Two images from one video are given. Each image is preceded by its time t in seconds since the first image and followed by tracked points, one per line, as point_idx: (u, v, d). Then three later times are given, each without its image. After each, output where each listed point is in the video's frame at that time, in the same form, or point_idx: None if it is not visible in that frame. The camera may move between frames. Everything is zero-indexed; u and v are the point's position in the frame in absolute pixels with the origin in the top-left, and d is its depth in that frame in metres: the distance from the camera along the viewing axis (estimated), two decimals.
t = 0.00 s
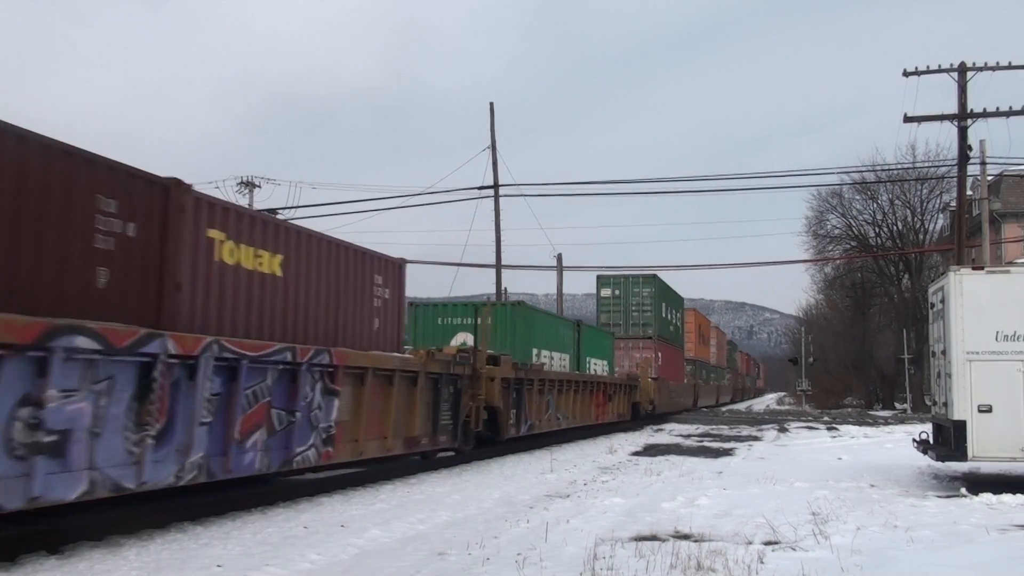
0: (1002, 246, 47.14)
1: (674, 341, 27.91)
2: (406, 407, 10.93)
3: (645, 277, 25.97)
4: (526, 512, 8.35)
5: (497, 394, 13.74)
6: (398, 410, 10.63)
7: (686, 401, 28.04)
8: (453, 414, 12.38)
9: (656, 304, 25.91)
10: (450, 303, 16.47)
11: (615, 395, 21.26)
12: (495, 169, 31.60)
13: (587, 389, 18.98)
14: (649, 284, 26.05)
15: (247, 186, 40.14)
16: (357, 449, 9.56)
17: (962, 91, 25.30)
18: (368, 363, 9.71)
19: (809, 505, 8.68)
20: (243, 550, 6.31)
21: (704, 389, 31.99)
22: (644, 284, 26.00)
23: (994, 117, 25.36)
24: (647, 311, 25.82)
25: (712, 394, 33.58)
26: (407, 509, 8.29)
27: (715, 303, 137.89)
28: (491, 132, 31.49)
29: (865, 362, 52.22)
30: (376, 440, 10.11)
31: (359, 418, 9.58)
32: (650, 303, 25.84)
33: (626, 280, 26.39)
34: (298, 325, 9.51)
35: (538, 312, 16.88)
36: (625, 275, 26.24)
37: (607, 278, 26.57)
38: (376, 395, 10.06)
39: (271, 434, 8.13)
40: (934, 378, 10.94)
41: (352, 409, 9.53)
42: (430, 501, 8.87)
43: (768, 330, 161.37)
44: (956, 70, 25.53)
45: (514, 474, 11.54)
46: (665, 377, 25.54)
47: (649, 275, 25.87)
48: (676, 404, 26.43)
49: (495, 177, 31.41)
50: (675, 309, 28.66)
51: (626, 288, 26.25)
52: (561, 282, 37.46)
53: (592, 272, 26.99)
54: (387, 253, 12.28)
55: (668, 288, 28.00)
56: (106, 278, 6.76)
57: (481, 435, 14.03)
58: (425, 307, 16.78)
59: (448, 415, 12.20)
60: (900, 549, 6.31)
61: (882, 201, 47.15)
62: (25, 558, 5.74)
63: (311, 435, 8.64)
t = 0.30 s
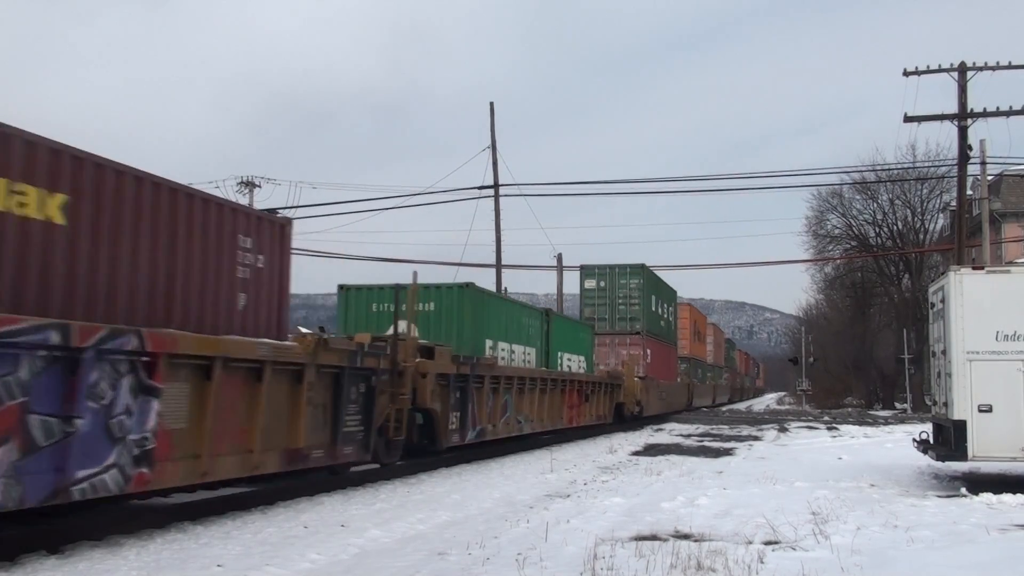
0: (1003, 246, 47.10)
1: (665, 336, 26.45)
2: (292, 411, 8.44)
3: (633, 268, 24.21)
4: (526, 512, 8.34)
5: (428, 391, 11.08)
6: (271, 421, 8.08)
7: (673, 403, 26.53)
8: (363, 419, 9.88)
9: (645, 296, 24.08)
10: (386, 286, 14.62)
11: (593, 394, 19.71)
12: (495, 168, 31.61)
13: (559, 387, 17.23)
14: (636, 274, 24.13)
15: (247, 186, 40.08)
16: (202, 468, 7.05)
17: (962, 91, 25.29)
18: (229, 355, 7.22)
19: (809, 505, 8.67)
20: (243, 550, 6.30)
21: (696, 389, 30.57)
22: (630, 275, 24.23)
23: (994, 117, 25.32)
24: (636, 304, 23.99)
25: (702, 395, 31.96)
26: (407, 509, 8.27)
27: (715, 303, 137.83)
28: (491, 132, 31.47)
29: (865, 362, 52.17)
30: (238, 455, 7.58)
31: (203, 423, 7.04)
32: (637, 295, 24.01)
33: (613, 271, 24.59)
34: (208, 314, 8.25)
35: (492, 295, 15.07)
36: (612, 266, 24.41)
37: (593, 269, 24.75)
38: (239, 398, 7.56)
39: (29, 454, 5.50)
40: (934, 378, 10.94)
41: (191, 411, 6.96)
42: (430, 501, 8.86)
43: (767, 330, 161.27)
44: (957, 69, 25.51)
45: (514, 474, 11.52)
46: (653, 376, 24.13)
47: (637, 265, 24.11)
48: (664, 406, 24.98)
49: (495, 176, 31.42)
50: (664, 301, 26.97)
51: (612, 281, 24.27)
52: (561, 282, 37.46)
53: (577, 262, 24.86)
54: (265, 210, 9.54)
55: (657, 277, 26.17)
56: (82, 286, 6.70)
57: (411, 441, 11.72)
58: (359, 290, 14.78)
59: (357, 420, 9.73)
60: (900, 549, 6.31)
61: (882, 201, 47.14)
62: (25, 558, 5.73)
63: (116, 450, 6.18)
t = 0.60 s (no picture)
0: (1003, 246, 47.08)
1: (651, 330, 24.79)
2: (178, 411, 6.96)
3: (618, 256, 22.50)
4: (526, 512, 8.34)
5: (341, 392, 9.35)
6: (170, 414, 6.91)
7: (663, 402, 25.53)
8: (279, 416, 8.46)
9: (633, 287, 22.29)
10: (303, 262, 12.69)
11: (562, 395, 18.00)
12: (495, 168, 31.61)
13: (518, 387, 15.34)
14: (623, 264, 22.44)
15: (247, 187, 40.06)
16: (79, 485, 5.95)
17: (963, 91, 25.27)
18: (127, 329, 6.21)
19: (809, 505, 8.68)
20: (243, 550, 6.31)
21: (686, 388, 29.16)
22: (616, 264, 22.49)
23: (994, 117, 25.31)
24: (621, 296, 22.25)
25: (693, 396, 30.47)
26: (407, 509, 8.28)
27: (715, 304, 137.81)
28: (491, 132, 31.47)
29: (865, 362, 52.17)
30: (118, 460, 6.39)
31: (84, 425, 5.97)
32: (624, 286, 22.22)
33: (597, 259, 22.83)
34: None
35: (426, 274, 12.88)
36: (596, 254, 22.65)
37: (577, 257, 23.03)
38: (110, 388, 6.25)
39: None
40: (934, 378, 10.94)
41: (49, 412, 5.73)
42: (430, 501, 8.87)
43: (768, 330, 161.21)
44: (957, 69, 25.48)
45: (514, 474, 11.52)
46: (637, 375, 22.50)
47: (623, 253, 22.39)
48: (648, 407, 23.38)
49: (495, 176, 31.44)
50: (654, 295, 25.39)
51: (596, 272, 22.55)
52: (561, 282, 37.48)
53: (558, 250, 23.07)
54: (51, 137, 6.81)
55: (647, 268, 24.68)
56: None
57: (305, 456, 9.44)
58: (255, 268, 12.81)
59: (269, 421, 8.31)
60: (900, 549, 6.31)
61: (882, 201, 47.13)
62: (25, 558, 5.73)
63: None
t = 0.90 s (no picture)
0: (1003, 246, 47.10)
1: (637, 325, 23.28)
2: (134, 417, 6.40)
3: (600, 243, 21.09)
4: (526, 512, 8.35)
5: (293, 399, 8.50)
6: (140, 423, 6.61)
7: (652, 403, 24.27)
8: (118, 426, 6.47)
9: (614, 277, 20.92)
10: (148, 221, 9.26)
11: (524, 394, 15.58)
12: (495, 168, 31.66)
13: (465, 384, 12.93)
14: (605, 252, 21.06)
15: (247, 187, 40.00)
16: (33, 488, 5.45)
17: (963, 91, 25.26)
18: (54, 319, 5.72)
19: (810, 505, 8.69)
20: (243, 550, 6.31)
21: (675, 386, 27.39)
22: (597, 252, 21.13)
23: (994, 118, 25.29)
24: (602, 287, 20.91)
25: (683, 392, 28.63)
26: (407, 509, 8.29)
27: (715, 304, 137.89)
28: (491, 132, 31.44)
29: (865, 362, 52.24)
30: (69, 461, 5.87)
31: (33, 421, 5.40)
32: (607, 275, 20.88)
33: (576, 247, 21.47)
34: None
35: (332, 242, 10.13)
36: (574, 242, 21.31)
37: (554, 245, 21.62)
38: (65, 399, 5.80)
39: None
40: (934, 379, 10.94)
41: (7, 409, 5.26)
42: (430, 501, 8.88)
43: (767, 330, 161.13)
44: (957, 69, 25.44)
45: (514, 474, 11.54)
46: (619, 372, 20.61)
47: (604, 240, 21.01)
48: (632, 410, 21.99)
49: (495, 176, 31.48)
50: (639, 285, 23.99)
51: (576, 261, 21.18)
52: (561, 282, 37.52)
53: (535, 237, 21.76)
54: None
55: (634, 256, 23.33)
56: None
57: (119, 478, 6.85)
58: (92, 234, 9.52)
59: (219, 430, 7.49)
60: (901, 550, 6.32)
61: (882, 201, 47.14)
62: (25, 558, 5.74)
63: None
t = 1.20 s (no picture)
0: (1003, 246, 47.09)
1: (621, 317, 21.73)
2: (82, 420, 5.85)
3: (578, 225, 19.05)
4: (526, 512, 8.35)
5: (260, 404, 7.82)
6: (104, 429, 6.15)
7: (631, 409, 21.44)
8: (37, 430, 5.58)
9: (593, 264, 18.90)
10: None
11: (472, 395, 13.19)
12: (495, 168, 31.73)
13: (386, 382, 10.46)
14: (583, 236, 19.03)
15: (247, 187, 40.10)
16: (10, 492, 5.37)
17: (962, 91, 25.28)
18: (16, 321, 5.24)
19: (810, 505, 8.68)
20: (243, 550, 6.31)
21: (659, 386, 25.42)
22: (574, 235, 19.07)
23: (994, 118, 25.28)
24: (580, 275, 18.88)
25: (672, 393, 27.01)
26: (407, 510, 8.28)
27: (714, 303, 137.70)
28: (491, 132, 31.52)
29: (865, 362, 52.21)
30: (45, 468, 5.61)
31: None
32: (585, 263, 18.92)
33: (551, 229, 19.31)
34: None
35: (168, 190, 7.59)
36: (549, 224, 19.18)
37: (526, 228, 19.47)
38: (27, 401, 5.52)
39: None
40: (934, 379, 10.94)
41: None
42: (430, 501, 8.87)
43: (767, 330, 161.01)
44: (957, 69, 25.42)
45: (515, 474, 11.53)
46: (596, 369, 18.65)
47: (584, 222, 18.96)
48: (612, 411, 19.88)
49: (495, 176, 31.55)
50: (622, 273, 22.11)
51: (551, 247, 19.14)
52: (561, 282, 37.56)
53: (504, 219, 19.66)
54: None
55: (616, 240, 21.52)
56: None
57: None
58: None
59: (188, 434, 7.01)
60: (901, 550, 6.31)
61: (882, 201, 47.15)
62: (25, 558, 5.73)
63: None
